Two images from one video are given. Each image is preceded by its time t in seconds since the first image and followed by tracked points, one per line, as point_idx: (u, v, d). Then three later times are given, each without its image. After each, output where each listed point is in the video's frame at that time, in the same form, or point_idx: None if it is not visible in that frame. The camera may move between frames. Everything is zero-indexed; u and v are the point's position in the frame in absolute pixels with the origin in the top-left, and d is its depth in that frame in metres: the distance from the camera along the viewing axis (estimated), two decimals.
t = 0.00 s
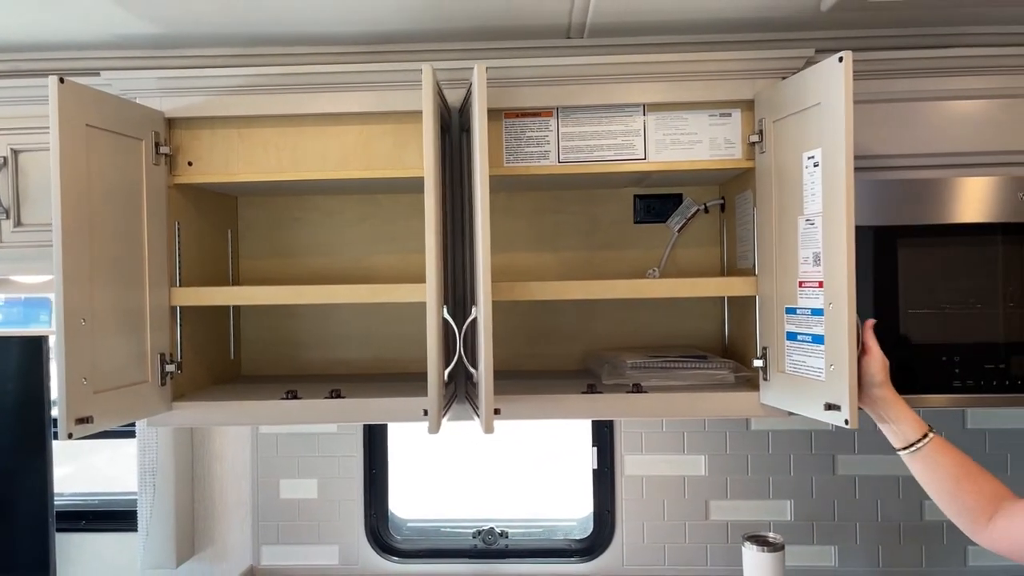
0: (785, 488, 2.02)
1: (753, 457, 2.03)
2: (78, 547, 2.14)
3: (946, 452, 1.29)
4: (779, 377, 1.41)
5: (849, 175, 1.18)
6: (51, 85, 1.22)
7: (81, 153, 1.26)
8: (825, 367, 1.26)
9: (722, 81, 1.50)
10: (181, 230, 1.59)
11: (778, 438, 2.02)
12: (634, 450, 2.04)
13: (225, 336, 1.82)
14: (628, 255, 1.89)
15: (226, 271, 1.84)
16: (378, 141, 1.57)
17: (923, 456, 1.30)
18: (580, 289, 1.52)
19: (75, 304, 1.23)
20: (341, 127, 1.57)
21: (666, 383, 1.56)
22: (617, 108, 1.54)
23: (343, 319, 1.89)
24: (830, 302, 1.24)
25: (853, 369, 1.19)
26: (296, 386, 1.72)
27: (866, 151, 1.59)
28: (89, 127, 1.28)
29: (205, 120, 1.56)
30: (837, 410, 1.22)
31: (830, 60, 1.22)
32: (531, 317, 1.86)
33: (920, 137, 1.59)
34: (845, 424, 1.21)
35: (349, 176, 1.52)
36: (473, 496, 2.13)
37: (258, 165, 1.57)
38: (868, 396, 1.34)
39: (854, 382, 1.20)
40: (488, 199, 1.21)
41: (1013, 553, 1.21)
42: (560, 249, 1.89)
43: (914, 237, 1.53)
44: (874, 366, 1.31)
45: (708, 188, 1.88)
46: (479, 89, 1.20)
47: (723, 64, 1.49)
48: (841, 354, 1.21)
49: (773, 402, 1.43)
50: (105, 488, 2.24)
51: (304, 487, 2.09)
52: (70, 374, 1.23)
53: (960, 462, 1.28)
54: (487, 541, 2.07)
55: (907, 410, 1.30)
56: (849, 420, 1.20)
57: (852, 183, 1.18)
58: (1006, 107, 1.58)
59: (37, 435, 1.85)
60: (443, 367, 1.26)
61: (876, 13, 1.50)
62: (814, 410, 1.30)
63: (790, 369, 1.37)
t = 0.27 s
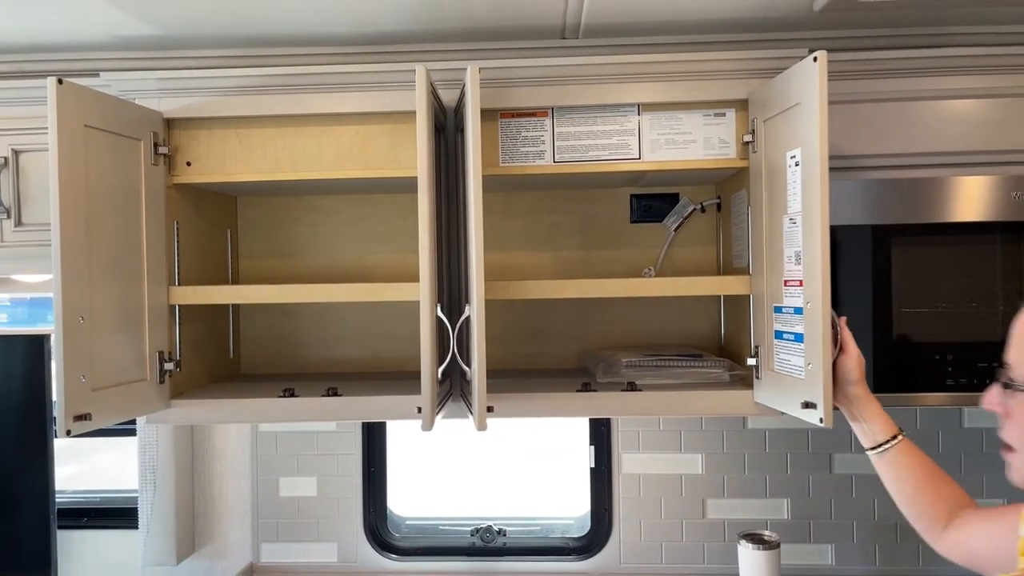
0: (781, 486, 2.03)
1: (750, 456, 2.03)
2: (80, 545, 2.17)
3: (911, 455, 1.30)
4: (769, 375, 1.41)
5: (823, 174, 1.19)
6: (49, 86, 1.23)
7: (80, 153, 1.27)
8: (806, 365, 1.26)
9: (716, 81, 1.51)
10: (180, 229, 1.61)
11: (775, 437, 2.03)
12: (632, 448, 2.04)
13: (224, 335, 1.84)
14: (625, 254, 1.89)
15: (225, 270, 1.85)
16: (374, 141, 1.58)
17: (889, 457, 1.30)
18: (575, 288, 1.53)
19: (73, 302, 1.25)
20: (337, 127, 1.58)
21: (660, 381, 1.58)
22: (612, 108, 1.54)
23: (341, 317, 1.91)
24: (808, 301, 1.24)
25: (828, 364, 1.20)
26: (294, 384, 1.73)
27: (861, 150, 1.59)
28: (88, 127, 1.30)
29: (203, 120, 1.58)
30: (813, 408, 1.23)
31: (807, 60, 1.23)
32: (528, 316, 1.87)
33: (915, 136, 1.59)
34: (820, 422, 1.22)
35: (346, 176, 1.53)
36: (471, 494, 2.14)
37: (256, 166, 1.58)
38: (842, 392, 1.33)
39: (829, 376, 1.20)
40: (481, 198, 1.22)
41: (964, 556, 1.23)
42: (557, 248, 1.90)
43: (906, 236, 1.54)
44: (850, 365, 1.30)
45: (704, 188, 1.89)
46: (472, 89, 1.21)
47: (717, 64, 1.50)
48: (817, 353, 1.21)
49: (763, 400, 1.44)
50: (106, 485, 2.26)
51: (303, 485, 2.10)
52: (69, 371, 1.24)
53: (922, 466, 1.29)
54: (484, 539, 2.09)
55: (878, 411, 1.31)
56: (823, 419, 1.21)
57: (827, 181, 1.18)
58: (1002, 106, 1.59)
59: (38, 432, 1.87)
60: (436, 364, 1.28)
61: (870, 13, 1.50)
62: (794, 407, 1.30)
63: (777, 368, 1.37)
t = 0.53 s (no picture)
0: (784, 486, 2.03)
1: (753, 455, 2.03)
2: (88, 542, 2.19)
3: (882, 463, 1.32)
4: (768, 374, 1.41)
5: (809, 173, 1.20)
6: (55, 87, 1.25)
7: (85, 154, 1.29)
8: (795, 364, 1.27)
9: (716, 80, 1.52)
10: (185, 228, 1.62)
11: (777, 436, 2.03)
12: (634, 447, 2.05)
13: (228, 334, 1.85)
14: (628, 253, 1.90)
15: (230, 269, 1.87)
16: (377, 141, 1.60)
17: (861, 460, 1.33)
18: (576, 287, 1.54)
19: (79, 300, 1.27)
20: (340, 127, 1.59)
21: (660, 379, 1.57)
22: (613, 108, 1.55)
23: (344, 316, 1.92)
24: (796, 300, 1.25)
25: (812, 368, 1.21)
26: (297, 382, 1.75)
27: (862, 150, 1.59)
28: (93, 128, 1.32)
29: (208, 121, 1.60)
30: (801, 407, 1.25)
31: (793, 60, 1.24)
32: (530, 314, 1.88)
33: (917, 135, 1.59)
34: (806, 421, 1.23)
35: (348, 176, 1.55)
36: (474, 492, 2.15)
37: (259, 165, 1.60)
38: (827, 394, 1.33)
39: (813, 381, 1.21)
40: (480, 197, 1.24)
41: (910, 568, 1.25)
42: (559, 247, 1.91)
43: (909, 235, 1.53)
44: (834, 367, 1.31)
45: (706, 188, 1.89)
46: (472, 88, 1.23)
47: (716, 63, 1.50)
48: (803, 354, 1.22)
49: (762, 400, 1.44)
50: (114, 482, 2.28)
51: (308, 483, 2.12)
52: (75, 368, 1.26)
53: (891, 473, 1.32)
54: (488, 537, 2.08)
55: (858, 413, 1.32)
56: (808, 418, 1.22)
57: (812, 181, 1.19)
58: (1005, 104, 1.58)
59: (46, 429, 1.89)
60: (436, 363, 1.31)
61: (869, 11, 1.51)
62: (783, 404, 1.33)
63: (773, 367, 1.37)
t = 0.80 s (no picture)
0: (790, 485, 2.03)
1: (758, 455, 2.03)
2: (99, 539, 2.23)
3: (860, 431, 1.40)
4: (769, 374, 1.41)
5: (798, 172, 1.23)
6: (65, 90, 1.27)
7: (95, 156, 1.31)
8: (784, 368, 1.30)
9: (718, 80, 1.52)
10: (194, 229, 1.64)
11: (783, 436, 2.03)
12: (639, 446, 2.05)
13: (237, 333, 1.87)
14: (633, 253, 1.90)
15: (239, 269, 1.88)
16: (382, 142, 1.61)
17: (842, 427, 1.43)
18: (580, 286, 1.54)
19: (89, 300, 1.29)
20: (346, 128, 1.61)
21: (662, 380, 1.57)
22: (617, 108, 1.56)
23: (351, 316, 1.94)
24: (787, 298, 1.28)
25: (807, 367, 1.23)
26: (304, 381, 1.76)
27: (868, 149, 1.59)
28: (103, 130, 1.34)
29: (216, 122, 1.61)
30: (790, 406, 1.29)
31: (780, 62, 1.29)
32: (535, 314, 1.89)
33: (923, 134, 1.58)
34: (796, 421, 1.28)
35: (354, 176, 1.56)
36: (480, 490, 2.16)
37: (267, 166, 1.61)
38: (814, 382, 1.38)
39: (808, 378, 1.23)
40: (483, 198, 1.26)
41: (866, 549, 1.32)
42: (564, 247, 1.91)
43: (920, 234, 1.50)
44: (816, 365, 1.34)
45: (711, 187, 1.89)
46: (475, 89, 1.26)
47: (719, 63, 1.51)
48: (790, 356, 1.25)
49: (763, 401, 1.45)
50: (124, 480, 2.31)
51: (316, 481, 2.13)
52: (85, 366, 1.28)
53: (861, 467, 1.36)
54: (494, 536, 2.11)
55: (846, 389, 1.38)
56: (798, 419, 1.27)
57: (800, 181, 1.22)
58: (1011, 103, 1.57)
59: (59, 426, 1.91)
60: (440, 362, 1.35)
61: (873, 10, 1.51)
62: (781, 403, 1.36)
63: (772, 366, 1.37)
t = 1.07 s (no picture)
0: (799, 485, 2.02)
1: (766, 454, 2.03)
2: (112, 535, 2.26)
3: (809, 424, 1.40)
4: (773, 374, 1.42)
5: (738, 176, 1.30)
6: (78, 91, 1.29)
7: (107, 157, 1.33)
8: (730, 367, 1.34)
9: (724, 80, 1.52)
10: (205, 229, 1.66)
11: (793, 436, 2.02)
12: (647, 446, 2.05)
13: (247, 332, 1.89)
14: (640, 253, 1.91)
15: (249, 269, 1.90)
16: (390, 142, 1.62)
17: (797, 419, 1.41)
18: (587, 286, 1.55)
19: (101, 298, 1.31)
20: (355, 128, 1.62)
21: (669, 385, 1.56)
22: (623, 108, 1.56)
23: (360, 315, 1.95)
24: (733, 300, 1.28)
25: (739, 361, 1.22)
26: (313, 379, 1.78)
27: (874, 147, 1.59)
28: (115, 131, 1.36)
29: (226, 124, 1.63)
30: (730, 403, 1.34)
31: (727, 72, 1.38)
32: (543, 313, 1.90)
33: (928, 133, 1.59)
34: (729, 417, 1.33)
35: (362, 176, 1.57)
36: (488, 489, 2.17)
37: (277, 167, 1.63)
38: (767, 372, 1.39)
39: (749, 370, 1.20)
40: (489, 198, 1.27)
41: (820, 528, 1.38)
42: (571, 246, 1.92)
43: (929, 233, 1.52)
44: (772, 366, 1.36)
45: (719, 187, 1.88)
46: (481, 91, 1.28)
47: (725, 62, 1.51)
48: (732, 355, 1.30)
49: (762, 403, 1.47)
50: (138, 477, 2.34)
51: (326, 479, 2.15)
52: (97, 364, 1.30)
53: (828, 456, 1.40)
54: (502, 533, 2.10)
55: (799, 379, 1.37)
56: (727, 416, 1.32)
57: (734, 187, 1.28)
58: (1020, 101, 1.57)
59: (73, 424, 1.94)
60: (446, 361, 1.37)
61: (881, 8, 1.50)
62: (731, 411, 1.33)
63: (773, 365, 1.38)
